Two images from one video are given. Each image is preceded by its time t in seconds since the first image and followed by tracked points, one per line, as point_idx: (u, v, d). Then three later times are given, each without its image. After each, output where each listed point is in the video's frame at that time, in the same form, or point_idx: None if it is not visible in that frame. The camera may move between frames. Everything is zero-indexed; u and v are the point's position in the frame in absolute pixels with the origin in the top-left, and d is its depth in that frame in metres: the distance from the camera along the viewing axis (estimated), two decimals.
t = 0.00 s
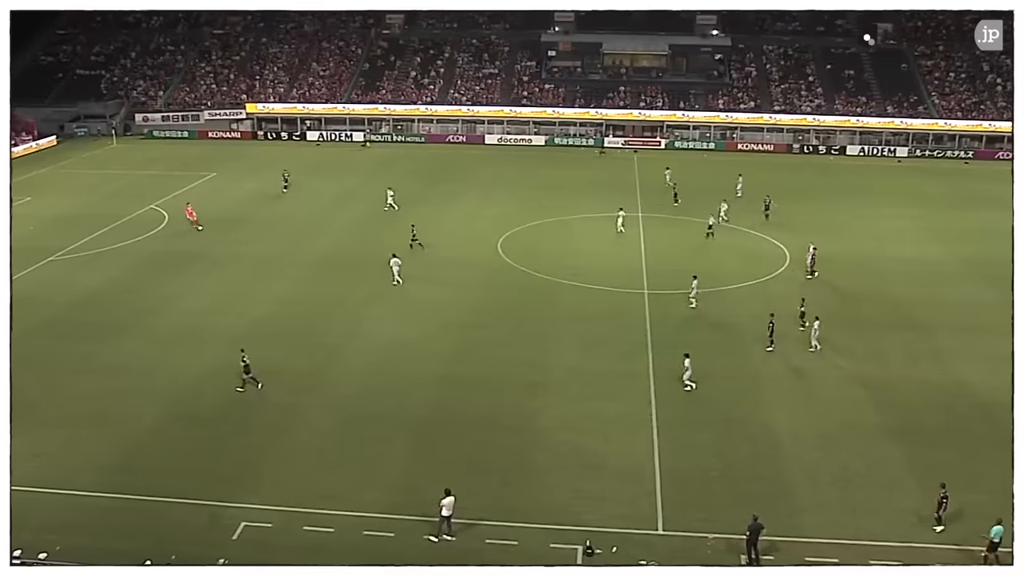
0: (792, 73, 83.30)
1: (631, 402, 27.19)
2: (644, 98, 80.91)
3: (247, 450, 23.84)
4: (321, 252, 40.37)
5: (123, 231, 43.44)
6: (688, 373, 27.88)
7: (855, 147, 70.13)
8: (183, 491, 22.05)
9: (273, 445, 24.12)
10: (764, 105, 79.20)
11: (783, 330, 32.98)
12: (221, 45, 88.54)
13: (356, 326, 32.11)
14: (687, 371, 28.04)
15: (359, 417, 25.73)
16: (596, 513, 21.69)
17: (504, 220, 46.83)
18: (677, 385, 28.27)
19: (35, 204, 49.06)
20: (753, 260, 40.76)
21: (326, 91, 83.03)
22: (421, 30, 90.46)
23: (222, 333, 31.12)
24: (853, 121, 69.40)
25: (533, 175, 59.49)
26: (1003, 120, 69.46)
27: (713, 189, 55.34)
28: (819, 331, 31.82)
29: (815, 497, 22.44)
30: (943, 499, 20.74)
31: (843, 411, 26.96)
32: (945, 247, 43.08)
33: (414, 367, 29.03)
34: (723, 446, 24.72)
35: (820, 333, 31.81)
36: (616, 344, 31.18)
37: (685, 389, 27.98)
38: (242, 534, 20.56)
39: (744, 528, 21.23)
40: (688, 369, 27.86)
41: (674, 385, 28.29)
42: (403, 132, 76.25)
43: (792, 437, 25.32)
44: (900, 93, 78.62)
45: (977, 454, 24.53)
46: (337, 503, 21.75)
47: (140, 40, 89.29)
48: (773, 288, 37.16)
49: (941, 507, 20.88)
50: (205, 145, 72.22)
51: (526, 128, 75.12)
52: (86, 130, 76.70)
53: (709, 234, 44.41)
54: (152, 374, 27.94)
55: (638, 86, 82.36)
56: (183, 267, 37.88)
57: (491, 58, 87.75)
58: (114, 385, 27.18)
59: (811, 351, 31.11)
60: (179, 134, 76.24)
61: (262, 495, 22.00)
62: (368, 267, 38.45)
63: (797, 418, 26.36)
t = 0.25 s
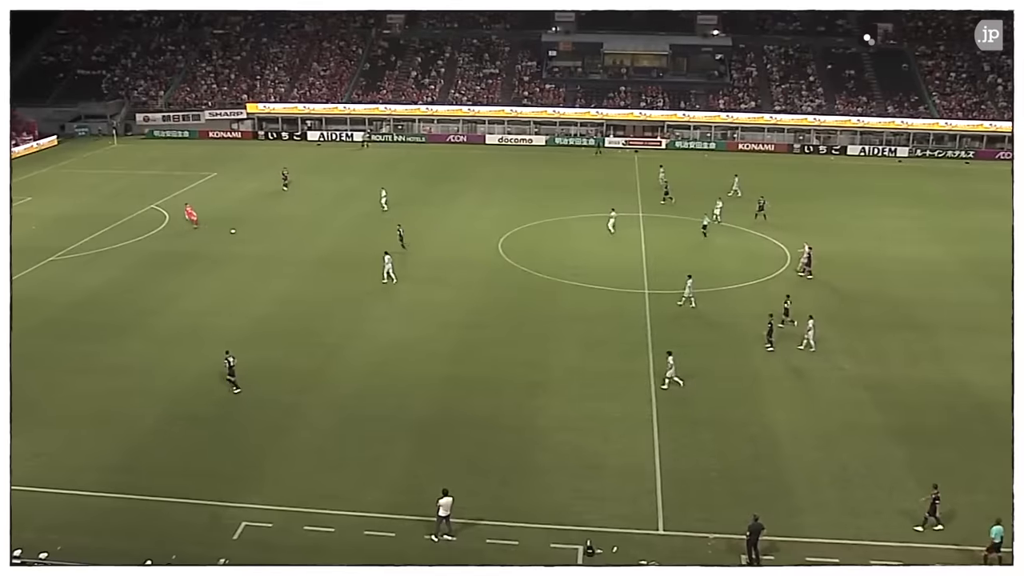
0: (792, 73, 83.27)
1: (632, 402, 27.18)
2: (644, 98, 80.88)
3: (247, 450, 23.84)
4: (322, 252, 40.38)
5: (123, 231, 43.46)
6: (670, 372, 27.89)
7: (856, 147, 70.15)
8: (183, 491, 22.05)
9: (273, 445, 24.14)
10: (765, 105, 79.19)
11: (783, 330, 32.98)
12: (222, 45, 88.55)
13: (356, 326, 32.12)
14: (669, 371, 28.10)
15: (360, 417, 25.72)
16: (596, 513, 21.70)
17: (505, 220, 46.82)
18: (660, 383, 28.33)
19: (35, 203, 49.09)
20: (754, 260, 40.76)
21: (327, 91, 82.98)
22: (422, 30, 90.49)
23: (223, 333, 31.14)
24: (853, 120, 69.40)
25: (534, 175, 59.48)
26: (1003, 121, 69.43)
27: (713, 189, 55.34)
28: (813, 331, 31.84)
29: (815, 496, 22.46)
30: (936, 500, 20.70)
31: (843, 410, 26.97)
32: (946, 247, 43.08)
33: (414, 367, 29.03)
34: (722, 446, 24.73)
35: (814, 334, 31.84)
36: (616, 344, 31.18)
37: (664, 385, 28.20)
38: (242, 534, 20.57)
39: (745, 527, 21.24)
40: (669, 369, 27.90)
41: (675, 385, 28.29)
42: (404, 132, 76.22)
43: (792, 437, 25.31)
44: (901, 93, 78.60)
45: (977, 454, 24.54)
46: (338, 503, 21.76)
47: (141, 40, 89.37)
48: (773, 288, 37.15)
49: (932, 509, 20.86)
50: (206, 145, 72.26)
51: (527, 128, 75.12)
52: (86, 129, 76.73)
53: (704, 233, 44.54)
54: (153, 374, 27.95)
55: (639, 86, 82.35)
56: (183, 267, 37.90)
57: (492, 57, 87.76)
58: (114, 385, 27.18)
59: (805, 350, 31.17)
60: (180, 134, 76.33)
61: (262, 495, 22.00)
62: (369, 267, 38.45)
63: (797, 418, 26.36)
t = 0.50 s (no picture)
0: (807, 73, 82.86)
1: (645, 402, 27.06)
2: (658, 98, 80.63)
3: (259, 449, 23.87)
4: (335, 251, 40.44)
5: (138, 229, 43.68)
6: (663, 371, 27.86)
7: (871, 148, 69.78)
8: (196, 489, 22.10)
9: (285, 443, 24.16)
10: (779, 106, 78.82)
11: (798, 331, 32.78)
12: (236, 45, 88.90)
13: (369, 325, 32.13)
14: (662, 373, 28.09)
15: (372, 417, 25.72)
16: (608, 513, 21.60)
17: (518, 220, 46.76)
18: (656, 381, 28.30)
19: (51, 202, 49.40)
20: (768, 261, 40.57)
21: (341, 90, 83.16)
22: (436, 30, 90.61)
23: (236, 332, 31.22)
24: (868, 121, 69.02)
25: (547, 175, 59.41)
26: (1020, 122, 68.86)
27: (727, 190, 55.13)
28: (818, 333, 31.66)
29: (828, 498, 22.29)
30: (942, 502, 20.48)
31: (858, 412, 26.77)
32: (963, 248, 42.73)
33: (427, 367, 29.02)
34: (736, 447, 24.58)
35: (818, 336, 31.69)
36: (629, 345, 31.06)
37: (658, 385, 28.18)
38: (254, 532, 20.59)
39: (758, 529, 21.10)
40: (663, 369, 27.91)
41: (688, 386, 28.17)
42: (418, 132, 76.29)
43: (806, 439, 25.13)
44: (916, 94, 78.11)
45: (994, 456, 24.29)
46: (349, 502, 21.76)
47: (156, 39, 89.89)
48: (788, 289, 36.95)
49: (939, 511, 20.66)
50: (220, 144, 72.56)
51: (540, 128, 75.04)
52: (101, 129, 77.19)
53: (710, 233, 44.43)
54: (166, 372, 28.05)
55: (653, 86, 82.11)
56: (198, 266, 38.04)
57: (506, 58, 87.76)
58: (128, 383, 27.29)
59: (810, 351, 31.03)
60: (194, 134, 76.72)
61: (274, 493, 22.02)
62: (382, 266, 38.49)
63: (812, 420, 26.19)
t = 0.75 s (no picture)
0: (820, 74, 82.50)
1: (656, 403, 26.97)
2: (671, 99, 80.38)
3: (271, 448, 23.91)
4: (346, 251, 40.50)
5: (151, 228, 43.88)
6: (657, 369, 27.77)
7: (884, 148, 69.46)
8: (208, 487, 22.14)
9: (296, 442, 24.19)
10: (791, 106, 78.50)
11: (810, 332, 32.60)
12: (249, 44, 89.18)
13: (380, 324, 32.15)
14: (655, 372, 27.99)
15: (383, 416, 25.72)
16: (619, 513, 21.53)
17: (529, 220, 46.71)
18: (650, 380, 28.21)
19: (64, 201, 49.67)
20: (780, 261, 40.43)
21: (353, 90, 83.32)
22: (448, 30, 90.72)
23: (248, 331, 31.29)
24: (881, 122, 68.68)
25: (558, 175, 59.37)
26: None
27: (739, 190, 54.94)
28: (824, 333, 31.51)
29: (841, 500, 22.15)
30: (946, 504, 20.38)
31: (871, 414, 26.60)
32: (977, 250, 42.42)
33: (438, 366, 29.01)
34: (747, 448, 24.47)
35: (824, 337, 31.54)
36: (640, 345, 30.97)
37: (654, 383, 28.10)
38: (266, 531, 20.61)
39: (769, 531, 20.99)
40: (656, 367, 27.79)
41: (699, 387, 28.06)
42: (430, 132, 76.37)
43: (819, 440, 24.98)
44: (929, 94, 77.67)
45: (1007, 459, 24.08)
46: (360, 501, 21.76)
47: (169, 39, 90.33)
48: (800, 290, 36.78)
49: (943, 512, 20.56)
50: (232, 144, 72.82)
51: (552, 128, 74.98)
52: (114, 128, 77.52)
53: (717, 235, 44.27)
54: (178, 371, 28.13)
55: (665, 87, 81.90)
56: (210, 265, 38.17)
57: (517, 58, 87.77)
58: (140, 381, 27.38)
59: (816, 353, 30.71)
60: (207, 133, 77.05)
61: (285, 492, 22.04)
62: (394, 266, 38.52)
63: (825, 422, 26.04)
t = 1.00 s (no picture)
0: (833, 75, 82.06)
1: (668, 404, 26.87)
2: (683, 99, 80.04)
3: (282, 447, 23.95)
4: (358, 250, 40.55)
5: (165, 227, 44.09)
6: (648, 369, 27.73)
7: (897, 149, 69.08)
8: (219, 485, 22.20)
9: (306, 442, 24.23)
10: (804, 107, 78.12)
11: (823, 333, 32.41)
12: (262, 43, 89.47)
13: (391, 324, 32.18)
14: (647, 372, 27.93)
15: (393, 416, 25.71)
16: (629, 514, 21.45)
17: (541, 220, 46.64)
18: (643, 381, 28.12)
19: (78, 200, 49.96)
20: (792, 262, 40.29)
21: (365, 90, 83.43)
22: (460, 30, 90.75)
23: (259, 330, 31.37)
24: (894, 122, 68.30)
25: (570, 175, 59.31)
26: None
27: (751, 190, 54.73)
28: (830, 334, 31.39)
29: (852, 502, 22.02)
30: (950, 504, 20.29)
31: (884, 416, 26.41)
32: (991, 252, 42.11)
33: (448, 366, 29.01)
34: (759, 449, 24.37)
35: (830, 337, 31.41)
36: (652, 346, 30.89)
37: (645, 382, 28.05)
38: (277, 530, 20.65)
39: (779, 532, 20.87)
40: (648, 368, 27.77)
41: (711, 388, 27.92)
42: (442, 132, 76.40)
43: (830, 442, 24.86)
44: (943, 95, 77.19)
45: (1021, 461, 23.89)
46: (370, 500, 21.78)
47: (182, 38, 90.77)
48: (813, 291, 36.62)
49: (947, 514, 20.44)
50: (244, 143, 73.08)
51: (564, 128, 74.89)
52: (127, 127, 78.12)
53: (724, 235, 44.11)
54: (190, 369, 28.24)
55: (678, 87, 81.64)
56: (223, 264, 38.29)
57: (530, 58, 87.71)
58: (152, 380, 27.49)
59: (823, 354, 30.55)
60: (220, 132, 77.35)
61: (295, 491, 22.08)
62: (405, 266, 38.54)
63: (837, 423, 25.90)
